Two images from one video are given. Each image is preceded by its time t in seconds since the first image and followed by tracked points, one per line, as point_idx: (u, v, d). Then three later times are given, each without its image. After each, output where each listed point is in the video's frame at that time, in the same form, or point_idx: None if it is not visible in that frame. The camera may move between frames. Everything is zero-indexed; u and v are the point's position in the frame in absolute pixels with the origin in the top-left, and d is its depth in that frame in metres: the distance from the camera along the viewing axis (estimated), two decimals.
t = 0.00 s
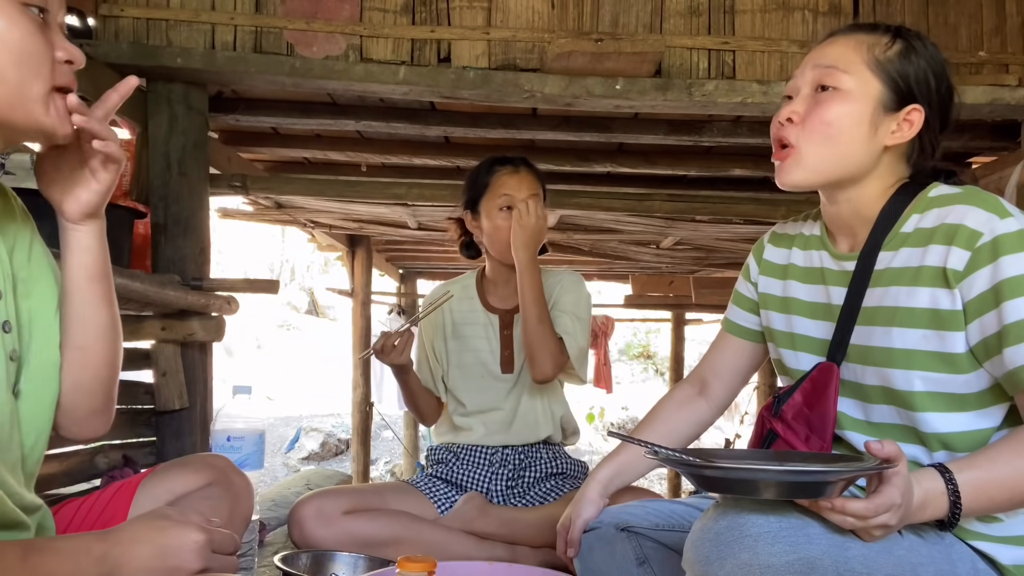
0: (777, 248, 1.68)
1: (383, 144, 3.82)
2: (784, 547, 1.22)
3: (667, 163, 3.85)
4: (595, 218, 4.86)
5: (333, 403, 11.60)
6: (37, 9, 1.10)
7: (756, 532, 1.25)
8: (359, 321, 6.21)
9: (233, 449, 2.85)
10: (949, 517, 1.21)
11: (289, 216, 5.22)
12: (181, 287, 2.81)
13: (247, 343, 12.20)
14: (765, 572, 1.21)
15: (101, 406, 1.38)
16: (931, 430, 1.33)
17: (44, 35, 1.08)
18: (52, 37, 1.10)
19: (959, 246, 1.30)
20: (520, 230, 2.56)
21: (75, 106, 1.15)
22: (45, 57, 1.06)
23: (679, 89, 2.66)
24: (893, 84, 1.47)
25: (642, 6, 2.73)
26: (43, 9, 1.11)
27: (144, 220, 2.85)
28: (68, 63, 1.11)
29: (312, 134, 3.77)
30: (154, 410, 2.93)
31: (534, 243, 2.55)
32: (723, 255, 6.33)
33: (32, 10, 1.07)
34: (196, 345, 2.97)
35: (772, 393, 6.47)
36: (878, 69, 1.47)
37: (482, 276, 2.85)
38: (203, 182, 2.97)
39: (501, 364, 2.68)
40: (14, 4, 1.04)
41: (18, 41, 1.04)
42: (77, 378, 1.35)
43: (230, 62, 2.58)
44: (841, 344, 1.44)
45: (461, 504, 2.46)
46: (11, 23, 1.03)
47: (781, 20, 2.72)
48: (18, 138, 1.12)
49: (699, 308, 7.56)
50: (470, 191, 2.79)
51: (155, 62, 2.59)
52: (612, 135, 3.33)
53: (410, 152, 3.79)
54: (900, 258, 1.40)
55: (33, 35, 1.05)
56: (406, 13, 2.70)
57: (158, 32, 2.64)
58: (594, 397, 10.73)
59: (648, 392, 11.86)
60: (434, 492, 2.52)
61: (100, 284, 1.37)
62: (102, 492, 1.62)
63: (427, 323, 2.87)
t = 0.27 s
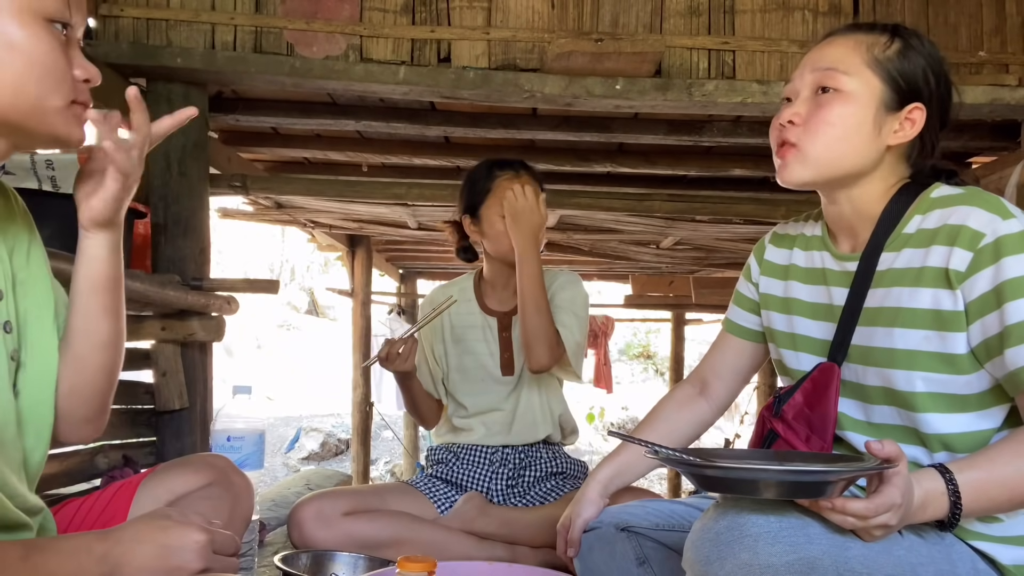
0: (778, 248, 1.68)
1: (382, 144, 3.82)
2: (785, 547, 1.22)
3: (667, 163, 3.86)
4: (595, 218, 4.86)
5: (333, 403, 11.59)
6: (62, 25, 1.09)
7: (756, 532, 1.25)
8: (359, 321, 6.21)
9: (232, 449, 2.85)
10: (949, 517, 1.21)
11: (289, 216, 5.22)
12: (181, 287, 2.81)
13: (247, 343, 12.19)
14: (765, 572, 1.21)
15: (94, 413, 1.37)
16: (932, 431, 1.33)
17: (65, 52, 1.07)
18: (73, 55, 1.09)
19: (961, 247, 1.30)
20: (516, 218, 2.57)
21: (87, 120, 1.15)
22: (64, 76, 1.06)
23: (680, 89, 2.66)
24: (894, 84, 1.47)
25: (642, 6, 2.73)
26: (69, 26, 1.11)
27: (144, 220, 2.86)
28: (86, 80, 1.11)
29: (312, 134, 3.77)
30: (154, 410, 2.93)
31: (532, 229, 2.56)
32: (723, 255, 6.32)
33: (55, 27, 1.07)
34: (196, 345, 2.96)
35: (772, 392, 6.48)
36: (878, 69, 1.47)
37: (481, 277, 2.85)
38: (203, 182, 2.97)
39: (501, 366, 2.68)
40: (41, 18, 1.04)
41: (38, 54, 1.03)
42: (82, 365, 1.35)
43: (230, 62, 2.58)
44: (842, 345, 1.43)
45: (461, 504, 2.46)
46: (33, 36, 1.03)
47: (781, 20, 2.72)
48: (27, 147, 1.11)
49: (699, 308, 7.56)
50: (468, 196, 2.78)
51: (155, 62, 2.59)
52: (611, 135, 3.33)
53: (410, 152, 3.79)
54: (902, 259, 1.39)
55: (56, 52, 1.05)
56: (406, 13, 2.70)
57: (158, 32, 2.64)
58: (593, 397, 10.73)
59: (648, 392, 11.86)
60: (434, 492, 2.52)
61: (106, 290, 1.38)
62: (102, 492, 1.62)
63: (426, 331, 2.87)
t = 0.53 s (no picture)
0: (778, 249, 1.68)
1: (382, 144, 3.82)
2: (784, 547, 1.22)
3: (667, 163, 3.86)
4: (595, 218, 4.86)
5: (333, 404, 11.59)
6: (57, 23, 1.10)
7: (756, 532, 1.25)
8: (359, 321, 6.21)
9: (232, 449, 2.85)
10: (949, 518, 1.21)
11: (289, 216, 5.22)
12: (181, 287, 2.81)
13: (247, 343, 12.18)
14: (765, 572, 1.21)
15: (67, 425, 1.36)
16: (932, 432, 1.33)
17: (58, 50, 1.08)
18: (69, 55, 1.10)
19: (962, 248, 1.30)
20: (495, 222, 2.58)
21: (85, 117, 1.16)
22: (58, 74, 1.07)
23: (680, 88, 2.66)
24: (892, 85, 1.46)
25: (642, 6, 2.73)
26: (65, 22, 1.11)
27: (144, 220, 2.87)
28: (81, 78, 1.12)
29: (312, 134, 3.77)
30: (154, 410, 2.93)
31: (511, 231, 2.57)
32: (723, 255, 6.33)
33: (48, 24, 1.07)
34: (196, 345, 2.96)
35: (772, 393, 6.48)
36: (876, 71, 1.47)
37: (478, 278, 2.84)
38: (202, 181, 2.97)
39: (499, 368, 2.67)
40: (34, 17, 1.05)
41: (32, 53, 1.04)
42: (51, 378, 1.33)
43: (229, 62, 2.58)
44: (843, 346, 1.43)
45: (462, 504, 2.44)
46: (28, 37, 1.04)
47: (781, 20, 2.72)
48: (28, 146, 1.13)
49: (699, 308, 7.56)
50: (466, 200, 2.82)
51: (155, 62, 2.59)
52: (611, 135, 3.33)
53: (410, 152, 3.79)
54: (903, 260, 1.40)
55: (49, 51, 1.06)
56: (406, 13, 2.70)
57: (158, 32, 2.64)
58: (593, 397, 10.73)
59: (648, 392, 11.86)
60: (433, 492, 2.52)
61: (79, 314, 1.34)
62: (102, 491, 1.62)
63: (424, 334, 2.87)
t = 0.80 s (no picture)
0: (778, 250, 1.68)
1: (382, 144, 3.82)
2: (785, 547, 1.22)
3: (667, 163, 3.86)
4: (595, 219, 4.86)
5: (333, 404, 11.59)
6: (66, 30, 1.18)
7: (756, 532, 1.25)
8: (359, 321, 6.21)
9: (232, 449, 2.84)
10: (949, 518, 1.21)
11: (289, 216, 5.22)
12: (181, 287, 2.81)
13: (247, 342, 12.17)
14: (766, 572, 1.21)
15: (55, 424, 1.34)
16: (932, 433, 1.33)
17: (73, 56, 1.16)
18: (78, 59, 1.17)
19: (964, 250, 1.30)
20: (482, 231, 2.58)
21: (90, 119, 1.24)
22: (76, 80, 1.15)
23: (680, 88, 2.66)
24: (885, 88, 1.45)
25: (642, 5, 2.73)
26: (73, 30, 1.19)
27: (144, 220, 2.88)
28: (90, 81, 1.20)
29: (312, 134, 3.77)
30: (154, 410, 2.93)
31: (500, 237, 2.57)
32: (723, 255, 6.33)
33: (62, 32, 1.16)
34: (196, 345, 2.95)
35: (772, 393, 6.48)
36: (867, 75, 1.45)
37: (475, 280, 2.84)
38: (202, 181, 2.95)
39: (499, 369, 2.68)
40: (50, 26, 1.13)
41: (49, 58, 1.11)
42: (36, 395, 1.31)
43: (229, 62, 2.58)
44: (843, 348, 1.43)
45: (461, 504, 2.44)
46: (44, 43, 1.11)
47: (781, 20, 2.72)
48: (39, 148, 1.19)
49: (699, 308, 7.55)
50: (459, 200, 2.84)
51: (155, 62, 2.59)
52: (611, 135, 3.33)
53: (410, 152, 3.79)
54: (905, 261, 1.39)
55: (64, 57, 1.13)
56: (406, 13, 2.70)
57: (158, 32, 2.64)
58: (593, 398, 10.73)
59: (648, 392, 11.86)
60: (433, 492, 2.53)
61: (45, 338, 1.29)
62: (102, 491, 1.62)
63: (422, 338, 2.87)
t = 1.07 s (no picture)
0: (778, 251, 1.68)
1: (382, 144, 3.82)
2: (785, 548, 1.22)
3: (667, 163, 3.86)
4: (595, 218, 4.86)
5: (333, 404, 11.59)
6: (71, 33, 1.18)
7: (756, 532, 1.25)
8: (359, 321, 6.21)
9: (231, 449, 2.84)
10: (950, 519, 1.21)
11: (290, 216, 5.22)
12: (181, 287, 2.81)
13: (247, 342, 12.17)
14: (765, 572, 1.21)
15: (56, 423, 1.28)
16: (932, 434, 1.33)
17: (78, 59, 1.16)
18: (83, 63, 1.17)
19: (964, 251, 1.30)
20: (477, 232, 2.59)
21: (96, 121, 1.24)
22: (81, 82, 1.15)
23: (680, 89, 2.66)
24: (876, 89, 1.45)
25: (642, 6, 2.73)
26: (78, 34, 1.19)
27: (144, 220, 2.88)
28: (96, 84, 1.20)
29: (312, 134, 3.77)
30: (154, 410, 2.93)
31: (496, 241, 2.58)
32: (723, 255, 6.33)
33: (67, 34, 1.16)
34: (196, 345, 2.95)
35: (772, 393, 6.48)
36: (857, 79, 1.45)
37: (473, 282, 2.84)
38: (202, 180, 2.95)
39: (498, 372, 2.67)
40: (56, 29, 1.13)
41: (54, 61, 1.11)
42: (29, 392, 1.22)
43: (230, 62, 2.58)
44: (842, 349, 1.43)
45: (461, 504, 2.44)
46: (49, 47, 1.11)
47: (781, 20, 2.72)
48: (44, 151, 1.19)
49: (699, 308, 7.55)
50: (455, 200, 2.84)
51: (155, 62, 2.59)
52: (611, 135, 3.33)
53: (410, 152, 3.79)
54: (905, 262, 1.40)
55: (69, 61, 1.13)
56: (406, 13, 2.70)
57: (158, 32, 2.64)
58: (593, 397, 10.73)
59: (648, 392, 11.86)
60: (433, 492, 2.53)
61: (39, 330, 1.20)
62: (102, 490, 1.62)
63: (421, 339, 2.88)
